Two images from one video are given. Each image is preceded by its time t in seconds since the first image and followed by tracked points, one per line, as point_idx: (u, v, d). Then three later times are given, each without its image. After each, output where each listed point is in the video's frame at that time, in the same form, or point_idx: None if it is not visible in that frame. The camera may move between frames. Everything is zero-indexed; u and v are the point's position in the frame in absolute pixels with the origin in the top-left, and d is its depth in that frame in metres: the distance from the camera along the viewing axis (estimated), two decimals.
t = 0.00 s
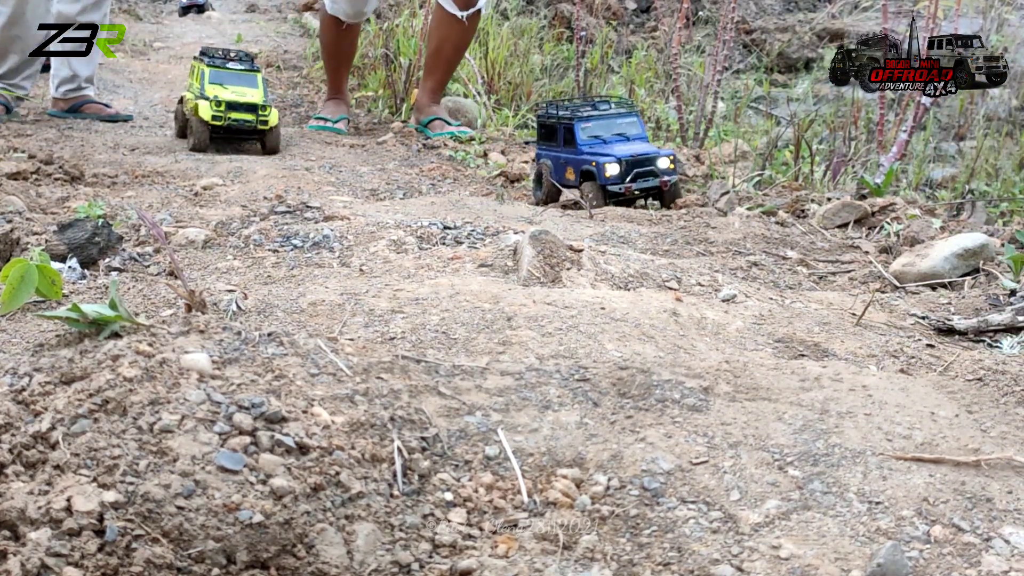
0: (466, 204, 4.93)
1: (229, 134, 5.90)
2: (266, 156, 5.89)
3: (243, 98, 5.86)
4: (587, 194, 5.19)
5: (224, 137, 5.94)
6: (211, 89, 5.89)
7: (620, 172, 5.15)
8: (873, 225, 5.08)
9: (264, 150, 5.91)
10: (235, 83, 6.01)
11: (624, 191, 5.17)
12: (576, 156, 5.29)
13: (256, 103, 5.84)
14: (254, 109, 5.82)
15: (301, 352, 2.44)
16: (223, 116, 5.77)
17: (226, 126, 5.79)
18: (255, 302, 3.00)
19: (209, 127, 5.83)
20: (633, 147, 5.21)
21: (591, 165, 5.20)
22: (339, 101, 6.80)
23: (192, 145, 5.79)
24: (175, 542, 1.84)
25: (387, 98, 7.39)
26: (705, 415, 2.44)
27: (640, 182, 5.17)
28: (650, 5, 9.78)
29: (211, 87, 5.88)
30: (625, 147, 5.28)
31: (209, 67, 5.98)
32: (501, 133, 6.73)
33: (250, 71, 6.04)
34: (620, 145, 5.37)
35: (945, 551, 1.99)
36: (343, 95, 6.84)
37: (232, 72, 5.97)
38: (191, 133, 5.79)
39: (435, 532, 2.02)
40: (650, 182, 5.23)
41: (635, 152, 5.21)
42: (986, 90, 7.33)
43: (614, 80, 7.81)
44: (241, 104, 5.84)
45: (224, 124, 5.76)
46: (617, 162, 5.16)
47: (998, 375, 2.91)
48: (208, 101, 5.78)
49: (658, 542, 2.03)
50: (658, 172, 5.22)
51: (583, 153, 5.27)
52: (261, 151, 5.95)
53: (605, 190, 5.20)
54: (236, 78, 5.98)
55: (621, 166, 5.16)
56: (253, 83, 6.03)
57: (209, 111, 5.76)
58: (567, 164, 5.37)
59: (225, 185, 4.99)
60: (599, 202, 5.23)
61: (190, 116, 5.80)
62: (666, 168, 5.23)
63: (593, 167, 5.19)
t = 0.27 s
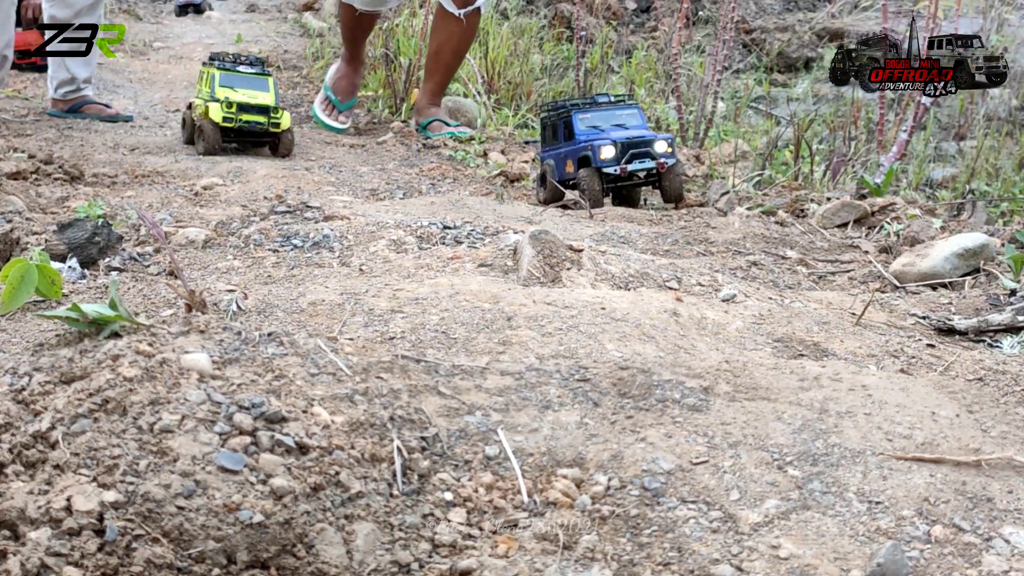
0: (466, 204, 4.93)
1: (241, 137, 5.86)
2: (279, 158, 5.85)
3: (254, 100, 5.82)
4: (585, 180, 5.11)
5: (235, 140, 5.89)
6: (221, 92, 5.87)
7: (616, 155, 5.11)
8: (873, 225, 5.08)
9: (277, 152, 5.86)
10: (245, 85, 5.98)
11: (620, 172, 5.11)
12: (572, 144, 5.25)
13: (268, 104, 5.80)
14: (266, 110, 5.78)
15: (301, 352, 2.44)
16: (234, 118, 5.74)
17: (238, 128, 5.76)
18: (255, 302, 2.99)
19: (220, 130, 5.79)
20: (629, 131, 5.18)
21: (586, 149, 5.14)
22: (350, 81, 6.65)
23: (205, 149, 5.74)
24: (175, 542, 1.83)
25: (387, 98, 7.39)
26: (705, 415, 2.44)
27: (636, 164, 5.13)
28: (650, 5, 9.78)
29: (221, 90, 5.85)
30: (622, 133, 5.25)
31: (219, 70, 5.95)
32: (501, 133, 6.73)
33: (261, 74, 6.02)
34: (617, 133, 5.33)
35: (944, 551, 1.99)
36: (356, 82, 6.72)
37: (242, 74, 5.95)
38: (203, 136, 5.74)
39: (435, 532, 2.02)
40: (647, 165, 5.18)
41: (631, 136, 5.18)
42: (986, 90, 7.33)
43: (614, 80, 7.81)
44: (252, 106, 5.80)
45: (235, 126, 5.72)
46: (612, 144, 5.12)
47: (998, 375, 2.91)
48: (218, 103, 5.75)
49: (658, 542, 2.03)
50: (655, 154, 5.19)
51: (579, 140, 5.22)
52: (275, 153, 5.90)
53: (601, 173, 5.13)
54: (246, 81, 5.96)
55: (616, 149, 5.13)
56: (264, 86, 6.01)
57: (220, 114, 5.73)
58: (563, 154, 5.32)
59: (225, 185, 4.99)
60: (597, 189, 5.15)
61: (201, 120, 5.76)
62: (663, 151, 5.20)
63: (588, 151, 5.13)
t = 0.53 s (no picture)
0: (466, 204, 4.93)
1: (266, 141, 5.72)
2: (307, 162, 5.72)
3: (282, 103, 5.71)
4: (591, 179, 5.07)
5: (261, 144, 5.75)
6: (245, 95, 5.74)
7: (626, 152, 5.05)
8: (873, 225, 5.08)
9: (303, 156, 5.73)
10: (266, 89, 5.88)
11: (629, 169, 5.04)
12: (581, 143, 5.23)
13: (297, 107, 5.67)
14: (295, 113, 5.66)
15: (301, 352, 2.44)
16: (263, 121, 5.60)
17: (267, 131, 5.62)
18: (255, 302, 2.99)
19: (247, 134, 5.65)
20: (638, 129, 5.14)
21: (595, 146, 5.11)
22: (404, 71, 6.54)
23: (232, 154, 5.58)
24: (175, 542, 1.83)
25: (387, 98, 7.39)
26: (705, 415, 2.44)
27: (645, 162, 5.05)
28: (650, 5, 9.79)
29: (245, 93, 5.73)
30: (632, 132, 5.20)
31: (239, 74, 5.84)
32: (501, 133, 6.73)
33: (280, 77, 5.94)
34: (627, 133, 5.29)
35: (945, 551, 1.99)
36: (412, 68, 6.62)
37: (264, 77, 5.84)
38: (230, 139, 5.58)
39: (435, 532, 2.02)
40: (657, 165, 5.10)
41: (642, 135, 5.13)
42: (986, 90, 7.33)
43: (614, 80, 7.81)
44: (280, 109, 5.68)
45: (265, 129, 5.58)
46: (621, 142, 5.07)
47: (998, 374, 2.91)
48: (246, 105, 5.62)
49: (658, 541, 2.03)
50: (666, 154, 5.10)
51: (588, 139, 5.20)
52: (300, 157, 5.76)
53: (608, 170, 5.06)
54: (266, 84, 5.87)
55: (626, 146, 5.07)
56: (284, 90, 5.93)
57: (249, 117, 5.60)
58: (574, 153, 5.30)
59: (225, 185, 4.99)
60: (604, 185, 5.09)
61: (227, 123, 5.62)
62: (674, 152, 5.11)
63: (597, 149, 5.10)
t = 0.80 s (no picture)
0: (466, 204, 4.94)
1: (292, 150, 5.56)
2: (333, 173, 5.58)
3: (312, 112, 5.56)
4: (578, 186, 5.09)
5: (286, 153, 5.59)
6: (272, 101, 5.62)
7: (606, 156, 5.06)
8: (873, 225, 5.08)
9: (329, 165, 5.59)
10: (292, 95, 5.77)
11: (610, 174, 5.04)
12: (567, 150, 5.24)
13: (327, 116, 5.52)
14: (324, 121, 5.52)
15: (301, 352, 2.44)
16: (294, 129, 5.45)
17: (296, 140, 5.46)
18: (255, 302, 2.99)
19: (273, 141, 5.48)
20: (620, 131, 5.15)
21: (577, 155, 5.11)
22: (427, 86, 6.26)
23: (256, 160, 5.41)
24: (175, 542, 1.83)
25: (387, 98, 7.40)
26: (705, 415, 2.44)
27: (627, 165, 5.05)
28: (650, 5, 9.79)
29: (271, 99, 5.64)
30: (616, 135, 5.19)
31: (266, 80, 5.77)
32: (501, 133, 6.73)
33: (305, 83, 5.85)
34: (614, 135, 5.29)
35: (945, 551, 1.99)
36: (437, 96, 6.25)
37: (289, 82, 5.78)
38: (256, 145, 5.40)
39: (435, 532, 2.02)
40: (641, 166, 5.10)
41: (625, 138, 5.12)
42: (986, 91, 7.33)
43: (614, 81, 7.81)
44: (310, 117, 5.53)
45: (295, 137, 5.42)
46: (601, 147, 5.09)
47: (998, 374, 2.91)
48: (275, 113, 5.48)
49: (658, 542, 2.03)
50: (648, 153, 5.10)
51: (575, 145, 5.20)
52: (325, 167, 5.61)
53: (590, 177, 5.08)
54: (292, 91, 5.77)
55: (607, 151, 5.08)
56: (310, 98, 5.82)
57: (278, 125, 5.45)
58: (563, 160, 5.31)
59: (225, 185, 5.00)
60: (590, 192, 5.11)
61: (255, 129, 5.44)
62: (658, 151, 5.10)
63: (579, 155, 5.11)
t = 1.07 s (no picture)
0: (466, 204, 4.94)
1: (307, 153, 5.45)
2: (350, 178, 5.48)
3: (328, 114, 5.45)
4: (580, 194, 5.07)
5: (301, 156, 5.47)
6: (287, 103, 5.49)
7: (614, 174, 5.00)
8: (873, 225, 5.08)
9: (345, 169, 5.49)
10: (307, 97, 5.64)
11: (614, 194, 5.00)
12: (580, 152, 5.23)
13: (344, 118, 5.42)
14: (341, 125, 5.41)
15: (301, 352, 2.44)
16: (310, 132, 5.34)
17: (313, 142, 5.35)
18: (255, 302, 2.99)
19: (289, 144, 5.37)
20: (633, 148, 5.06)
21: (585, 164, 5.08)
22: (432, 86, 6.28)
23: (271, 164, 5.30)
24: (175, 542, 1.83)
25: (387, 98, 7.39)
26: (705, 415, 2.44)
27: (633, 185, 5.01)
28: (650, 5, 9.80)
29: (287, 100, 5.50)
30: (630, 149, 5.14)
31: (281, 81, 5.62)
32: (501, 133, 6.72)
33: (321, 86, 5.72)
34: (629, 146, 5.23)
35: (945, 551, 1.99)
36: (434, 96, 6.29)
37: (305, 85, 5.63)
38: (271, 150, 5.29)
39: (434, 532, 2.02)
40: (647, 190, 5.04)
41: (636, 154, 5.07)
42: (986, 90, 7.33)
43: (614, 81, 7.82)
44: (326, 119, 5.42)
45: (312, 140, 5.31)
46: (610, 163, 5.02)
47: (998, 374, 2.91)
48: (292, 115, 5.36)
49: (659, 542, 2.03)
50: (657, 178, 5.02)
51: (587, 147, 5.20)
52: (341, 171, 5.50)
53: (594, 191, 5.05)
54: (308, 92, 5.65)
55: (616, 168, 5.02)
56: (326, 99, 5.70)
57: (295, 127, 5.33)
58: (575, 160, 5.33)
59: (225, 185, 5.00)
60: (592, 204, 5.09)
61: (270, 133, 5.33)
62: (667, 176, 5.03)
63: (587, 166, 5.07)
